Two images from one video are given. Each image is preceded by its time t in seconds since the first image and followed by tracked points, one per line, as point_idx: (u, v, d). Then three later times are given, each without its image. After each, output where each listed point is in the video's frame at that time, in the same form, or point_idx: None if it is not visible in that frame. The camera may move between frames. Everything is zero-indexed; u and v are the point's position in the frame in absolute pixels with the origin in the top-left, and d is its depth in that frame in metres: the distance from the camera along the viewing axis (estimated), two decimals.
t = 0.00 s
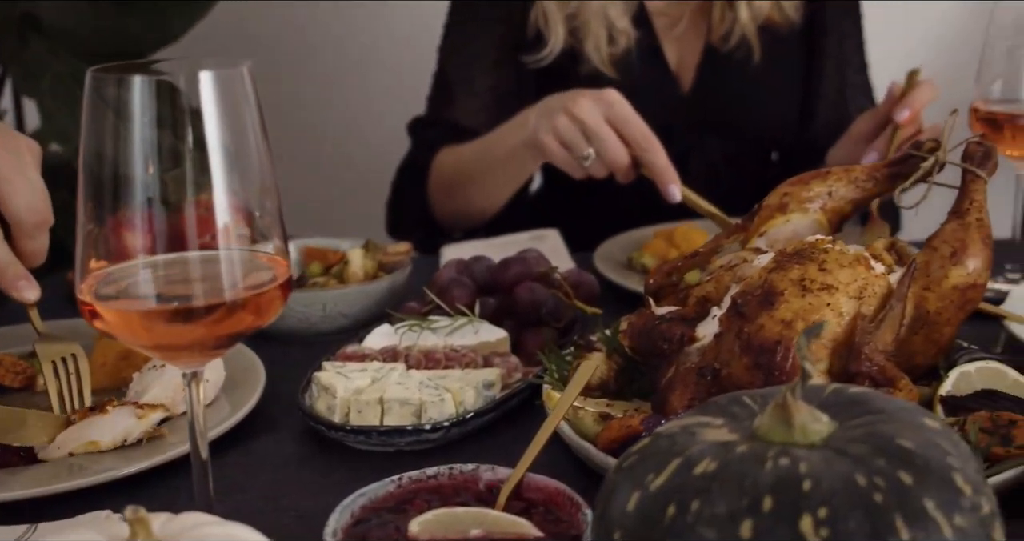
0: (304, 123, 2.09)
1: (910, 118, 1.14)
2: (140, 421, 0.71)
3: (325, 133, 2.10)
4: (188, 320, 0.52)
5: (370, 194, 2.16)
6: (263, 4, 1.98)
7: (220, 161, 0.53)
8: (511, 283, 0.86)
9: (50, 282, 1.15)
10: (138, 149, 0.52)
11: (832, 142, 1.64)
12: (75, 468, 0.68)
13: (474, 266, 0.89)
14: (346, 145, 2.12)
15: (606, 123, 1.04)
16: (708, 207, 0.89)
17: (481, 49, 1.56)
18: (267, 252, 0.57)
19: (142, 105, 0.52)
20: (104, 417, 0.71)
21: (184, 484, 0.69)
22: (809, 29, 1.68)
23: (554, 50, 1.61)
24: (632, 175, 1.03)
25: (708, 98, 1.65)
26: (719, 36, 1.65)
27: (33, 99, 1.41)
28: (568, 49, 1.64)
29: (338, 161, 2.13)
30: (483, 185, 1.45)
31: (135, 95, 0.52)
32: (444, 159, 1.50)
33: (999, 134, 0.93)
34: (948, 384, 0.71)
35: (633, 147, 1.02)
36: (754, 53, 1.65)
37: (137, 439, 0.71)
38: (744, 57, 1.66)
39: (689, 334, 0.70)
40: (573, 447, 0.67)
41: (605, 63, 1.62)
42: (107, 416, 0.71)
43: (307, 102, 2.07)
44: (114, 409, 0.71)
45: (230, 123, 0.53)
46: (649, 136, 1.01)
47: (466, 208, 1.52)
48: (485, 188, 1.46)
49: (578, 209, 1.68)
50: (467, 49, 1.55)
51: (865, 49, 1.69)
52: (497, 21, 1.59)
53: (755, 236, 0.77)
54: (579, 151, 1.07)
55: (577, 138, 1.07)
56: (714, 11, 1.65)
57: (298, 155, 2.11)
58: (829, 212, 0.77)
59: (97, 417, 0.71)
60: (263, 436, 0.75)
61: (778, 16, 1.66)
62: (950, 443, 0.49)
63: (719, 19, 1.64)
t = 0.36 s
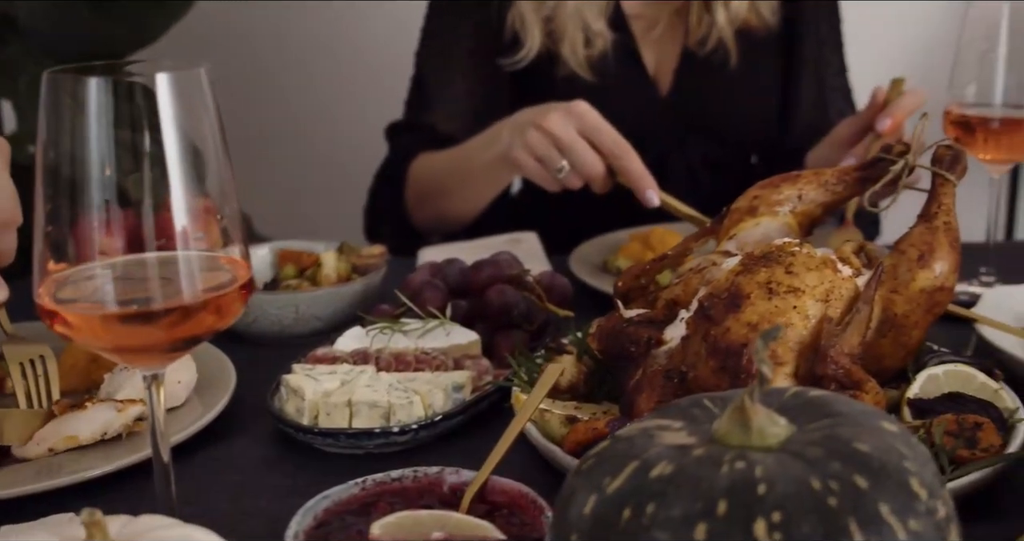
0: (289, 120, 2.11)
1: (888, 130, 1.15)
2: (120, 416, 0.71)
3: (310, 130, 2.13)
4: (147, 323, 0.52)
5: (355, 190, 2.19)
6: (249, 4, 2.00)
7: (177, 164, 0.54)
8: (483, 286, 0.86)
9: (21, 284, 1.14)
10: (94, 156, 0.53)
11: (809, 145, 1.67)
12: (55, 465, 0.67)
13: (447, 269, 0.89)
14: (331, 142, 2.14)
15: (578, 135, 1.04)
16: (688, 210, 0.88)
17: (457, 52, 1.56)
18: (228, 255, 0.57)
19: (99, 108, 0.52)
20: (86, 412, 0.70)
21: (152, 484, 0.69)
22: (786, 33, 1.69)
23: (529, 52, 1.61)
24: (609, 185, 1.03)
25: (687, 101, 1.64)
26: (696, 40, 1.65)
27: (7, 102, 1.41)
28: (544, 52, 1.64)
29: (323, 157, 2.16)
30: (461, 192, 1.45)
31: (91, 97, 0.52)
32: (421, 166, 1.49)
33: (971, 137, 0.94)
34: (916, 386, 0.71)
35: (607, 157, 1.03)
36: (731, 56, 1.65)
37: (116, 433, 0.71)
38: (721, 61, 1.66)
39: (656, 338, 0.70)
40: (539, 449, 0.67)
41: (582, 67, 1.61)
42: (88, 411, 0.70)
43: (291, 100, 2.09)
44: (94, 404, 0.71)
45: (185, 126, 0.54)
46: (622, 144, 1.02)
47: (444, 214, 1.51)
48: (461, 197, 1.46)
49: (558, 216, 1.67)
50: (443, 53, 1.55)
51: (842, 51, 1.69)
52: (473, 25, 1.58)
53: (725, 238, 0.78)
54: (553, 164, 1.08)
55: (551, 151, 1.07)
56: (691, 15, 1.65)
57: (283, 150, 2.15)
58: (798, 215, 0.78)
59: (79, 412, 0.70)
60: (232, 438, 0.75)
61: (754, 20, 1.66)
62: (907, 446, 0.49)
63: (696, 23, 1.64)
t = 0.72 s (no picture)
0: (274, 119, 2.11)
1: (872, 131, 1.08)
2: (62, 428, 0.70)
3: (296, 129, 2.12)
4: (105, 328, 0.54)
5: (342, 189, 2.18)
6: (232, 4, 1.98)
7: (135, 165, 0.56)
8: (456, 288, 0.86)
9: None
10: (51, 157, 0.55)
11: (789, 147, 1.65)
12: None
13: (421, 271, 0.90)
14: (317, 140, 2.14)
15: (550, 130, 1.05)
16: (666, 202, 0.88)
17: (436, 55, 1.56)
18: (189, 258, 0.59)
19: (56, 110, 0.54)
20: (26, 423, 0.69)
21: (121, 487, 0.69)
22: (765, 36, 1.69)
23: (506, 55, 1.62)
24: (584, 178, 1.03)
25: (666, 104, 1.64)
26: (674, 44, 1.65)
27: None
28: (522, 55, 1.64)
29: (310, 156, 2.15)
30: (441, 196, 1.45)
31: (48, 100, 0.54)
32: (401, 168, 1.49)
33: (945, 140, 0.96)
34: (885, 389, 0.71)
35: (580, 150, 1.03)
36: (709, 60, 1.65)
37: (60, 443, 0.71)
38: (699, 65, 1.66)
39: (625, 341, 0.70)
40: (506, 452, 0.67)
41: (559, 70, 1.61)
42: (29, 422, 0.69)
43: (277, 100, 2.09)
44: (35, 414, 0.70)
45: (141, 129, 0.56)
46: (595, 137, 1.02)
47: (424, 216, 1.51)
48: (440, 201, 1.46)
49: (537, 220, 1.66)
50: (421, 57, 1.55)
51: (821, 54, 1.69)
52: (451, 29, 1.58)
53: (696, 241, 0.78)
54: (526, 159, 1.08)
55: (524, 147, 1.08)
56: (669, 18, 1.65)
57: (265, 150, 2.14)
58: (769, 219, 0.78)
59: (19, 423, 0.69)
60: (200, 441, 0.75)
61: (731, 24, 1.66)
62: (864, 449, 0.49)
63: (674, 27, 1.64)
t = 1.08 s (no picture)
0: (253, 118, 2.06)
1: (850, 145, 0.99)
2: (57, 424, 0.70)
3: (275, 129, 2.07)
4: (67, 328, 0.54)
5: (312, 202, 2.14)
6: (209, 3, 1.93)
7: (94, 165, 0.57)
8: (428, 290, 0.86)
9: None
10: (14, 157, 0.57)
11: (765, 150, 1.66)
12: None
13: (394, 273, 0.90)
14: (296, 140, 2.09)
15: (516, 120, 1.06)
16: (635, 181, 0.88)
17: (412, 58, 1.56)
18: (153, 260, 0.60)
19: (17, 111, 0.56)
20: (20, 420, 0.69)
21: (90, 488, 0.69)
22: (741, 39, 1.69)
23: (482, 57, 1.62)
24: (553, 166, 1.04)
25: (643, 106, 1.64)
26: (649, 47, 1.65)
27: None
28: (498, 57, 1.64)
29: (289, 157, 2.10)
30: (420, 198, 1.45)
31: (9, 100, 0.56)
32: (378, 170, 1.49)
33: (918, 143, 0.96)
34: (854, 392, 0.71)
35: (547, 136, 1.04)
36: (685, 63, 1.65)
37: (53, 441, 0.71)
38: (675, 68, 1.66)
39: (595, 344, 0.70)
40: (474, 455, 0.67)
41: (535, 72, 1.62)
42: (23, 420, 0.69)
43: (255, 98, 2.04)
44: (30, 412, 0.70)
45: (103, 130, 0.57)
46: (561, 123, 1.03)
47: (403, 219, 1.51)
48: (416, 202, 1.46)
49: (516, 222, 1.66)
50: (398, 60, 1.55)
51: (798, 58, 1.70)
52: (427, 32, 1.58)
53: (668, 244, 0.78)
54: (492, 150, 1.08)
55: (490, 138, 1.08)
56: (646, 21, 1.66)
57: (236, 156, 2.08)
58: (741, 221, 0.77)
59: (13, 421, 0.69)
60: (170, 445, 0.74)
61: (706, 27, 1.67)
62: (825, 452, 0.50)
63: (650, 30, 1.65)
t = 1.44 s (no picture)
0: (233, 120, 2.05)
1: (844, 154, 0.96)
2: (24, 427, 0.70)
3: (254, 131, 2.07)
4: (32, 332, 0.54)
5: (290, 207, 2.14)
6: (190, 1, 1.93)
7: (61, 166, 0.57)
8: (401, 293, 0.86)
9: None
10: None
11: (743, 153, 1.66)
12: None
13: (368, 277, 0.90)
14: (275, 142, 2.09)
15: (488, 119, 1.06)
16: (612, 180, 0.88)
17: (389, 60, 1.55)
18: (120, 266, 0.60)
19: None
20: None
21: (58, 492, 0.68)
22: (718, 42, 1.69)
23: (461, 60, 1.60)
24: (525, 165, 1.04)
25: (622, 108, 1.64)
26: (626, 50, 1.65)
27: None
28: (475, 60, 1.63)
29: (268, 159, 2.10)
30: (399, 200, 1.45)
31: None
32: (357, 172, 1.48)
33: (892, 145, 0.96)
34: (825, 394, 0.72)
35: (519, 135, 1.04)
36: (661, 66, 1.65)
37: (21, 444, 0.70)
38: (652, 71, 1.66)
39: (566, 346, 0.70)
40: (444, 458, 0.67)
41: (512, 74, 1.60)
42: None
43: (234, 99, 2.03)
44: None
45: (70, 131, 0.57)
46: (533, 121, 1.03)
47: (382, 221, 1.51)
48: (394, 203, 1.46)
49: (495, 224, 1.66)
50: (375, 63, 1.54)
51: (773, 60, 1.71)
52: (404, 35, 1.58)
53: (640, 246, 0.78)
54: (465, 149, 1.09)
55: (463, 136, 1.08)
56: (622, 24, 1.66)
57: (213, 157, 2.08)
58: (713, 223, 0.78)
59: None
60: (140, 449, 0.74)
61: (684, 30, 1.66)
62: (789, 455, 0.50)
63: (626, 33, 1.65)
